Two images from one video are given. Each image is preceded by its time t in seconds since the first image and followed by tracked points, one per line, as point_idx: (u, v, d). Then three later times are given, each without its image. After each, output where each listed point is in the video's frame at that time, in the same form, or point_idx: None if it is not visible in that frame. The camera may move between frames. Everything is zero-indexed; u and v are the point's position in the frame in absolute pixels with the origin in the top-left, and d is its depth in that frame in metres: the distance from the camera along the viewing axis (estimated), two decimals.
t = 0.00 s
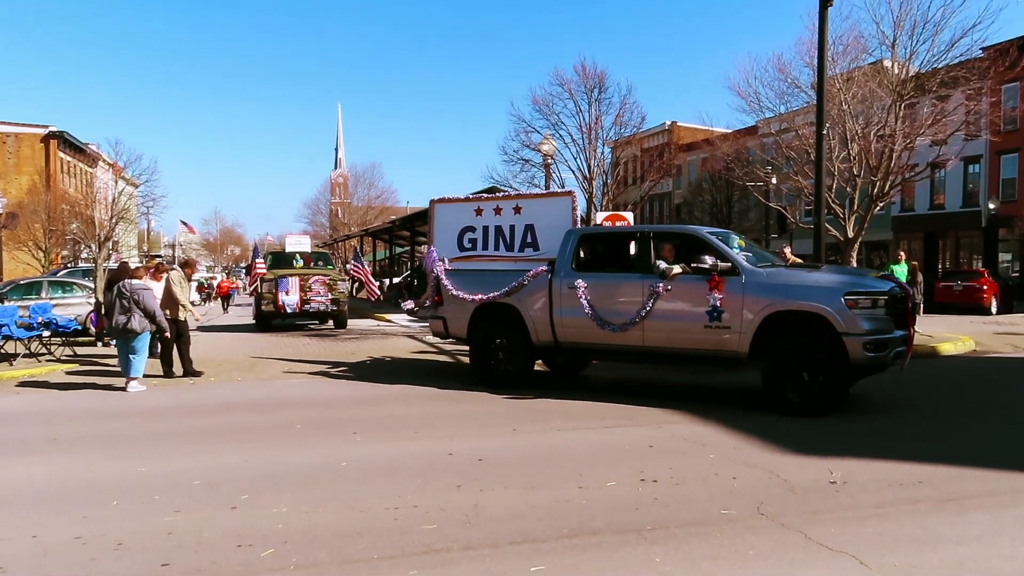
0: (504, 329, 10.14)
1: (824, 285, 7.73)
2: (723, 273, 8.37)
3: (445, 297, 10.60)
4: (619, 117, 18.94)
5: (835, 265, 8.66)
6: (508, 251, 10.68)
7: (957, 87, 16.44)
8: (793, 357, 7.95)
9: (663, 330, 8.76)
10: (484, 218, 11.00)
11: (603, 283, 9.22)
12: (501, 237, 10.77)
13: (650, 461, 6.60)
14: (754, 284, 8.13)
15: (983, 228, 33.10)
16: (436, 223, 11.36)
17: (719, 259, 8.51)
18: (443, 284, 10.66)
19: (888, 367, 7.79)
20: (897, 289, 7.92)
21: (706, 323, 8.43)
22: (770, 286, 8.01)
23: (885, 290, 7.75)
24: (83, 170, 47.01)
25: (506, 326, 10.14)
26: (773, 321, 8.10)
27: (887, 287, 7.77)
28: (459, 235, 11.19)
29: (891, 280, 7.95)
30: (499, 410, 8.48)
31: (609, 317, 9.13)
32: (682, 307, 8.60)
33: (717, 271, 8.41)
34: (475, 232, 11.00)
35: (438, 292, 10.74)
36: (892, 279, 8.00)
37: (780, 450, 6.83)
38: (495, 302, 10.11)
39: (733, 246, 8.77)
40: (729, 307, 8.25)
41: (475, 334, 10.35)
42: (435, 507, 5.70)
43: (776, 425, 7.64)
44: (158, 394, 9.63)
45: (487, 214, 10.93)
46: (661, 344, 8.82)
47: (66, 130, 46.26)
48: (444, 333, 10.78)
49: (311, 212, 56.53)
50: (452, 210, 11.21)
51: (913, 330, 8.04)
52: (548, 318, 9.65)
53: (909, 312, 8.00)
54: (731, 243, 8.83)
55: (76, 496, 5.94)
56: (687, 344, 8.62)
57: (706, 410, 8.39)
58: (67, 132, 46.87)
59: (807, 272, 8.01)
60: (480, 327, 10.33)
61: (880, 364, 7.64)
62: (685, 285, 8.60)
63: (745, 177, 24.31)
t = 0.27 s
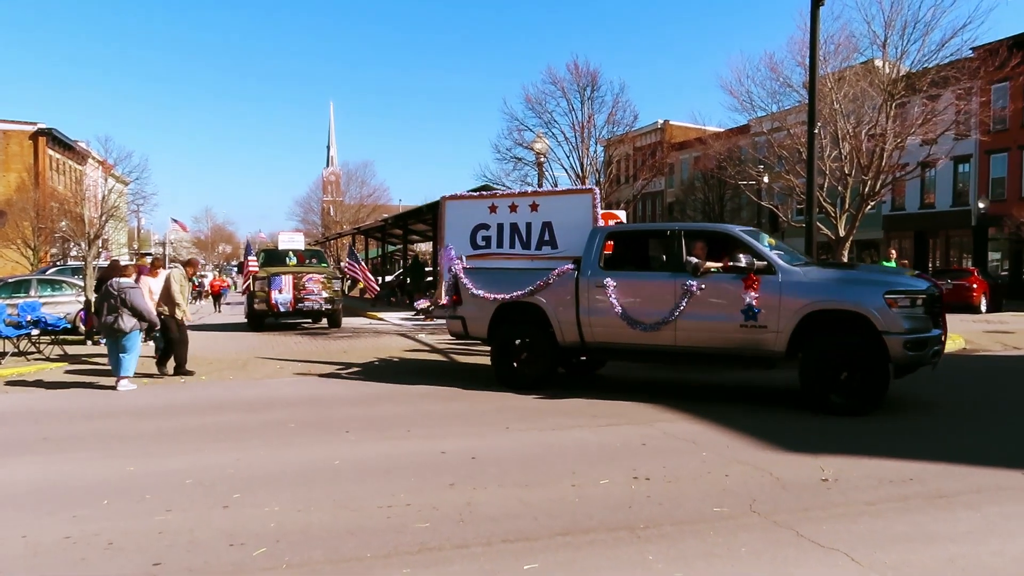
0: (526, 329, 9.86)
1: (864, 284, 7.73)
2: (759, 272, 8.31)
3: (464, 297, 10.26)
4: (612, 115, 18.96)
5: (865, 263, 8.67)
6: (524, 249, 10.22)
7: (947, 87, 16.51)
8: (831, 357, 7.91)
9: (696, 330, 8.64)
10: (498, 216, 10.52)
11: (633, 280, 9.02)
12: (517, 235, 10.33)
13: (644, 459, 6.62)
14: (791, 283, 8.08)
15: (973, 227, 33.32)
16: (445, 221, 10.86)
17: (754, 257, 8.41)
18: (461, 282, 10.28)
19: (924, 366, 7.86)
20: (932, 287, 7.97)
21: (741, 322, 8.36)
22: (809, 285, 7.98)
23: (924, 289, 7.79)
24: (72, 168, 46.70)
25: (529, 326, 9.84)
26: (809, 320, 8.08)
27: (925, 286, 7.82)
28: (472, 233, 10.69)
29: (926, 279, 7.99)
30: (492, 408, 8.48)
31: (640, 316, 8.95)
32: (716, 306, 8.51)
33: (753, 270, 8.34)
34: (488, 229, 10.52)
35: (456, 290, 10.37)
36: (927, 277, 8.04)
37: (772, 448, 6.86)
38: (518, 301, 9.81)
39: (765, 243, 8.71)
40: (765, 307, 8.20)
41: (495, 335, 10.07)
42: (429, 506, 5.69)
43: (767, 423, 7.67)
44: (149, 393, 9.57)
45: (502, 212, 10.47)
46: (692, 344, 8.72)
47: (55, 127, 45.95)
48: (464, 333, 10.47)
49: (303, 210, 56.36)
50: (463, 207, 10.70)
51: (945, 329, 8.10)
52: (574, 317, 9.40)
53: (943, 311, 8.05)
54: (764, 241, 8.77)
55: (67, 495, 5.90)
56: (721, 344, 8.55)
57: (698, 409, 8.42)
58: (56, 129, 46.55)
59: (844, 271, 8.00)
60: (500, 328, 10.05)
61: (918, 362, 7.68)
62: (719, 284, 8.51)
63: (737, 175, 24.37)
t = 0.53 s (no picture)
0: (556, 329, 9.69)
1: (906, 284, 7.72)
2: (800, 271, 8.26)
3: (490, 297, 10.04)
4: (609, 114, 18.98)
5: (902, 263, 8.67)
6: (547, 248, 10.76)
7: (943, 87, 16.57)
8: (872, 357, 7.88)
9: (736, 330, 8.55)
10: (521, 215, 11.09)
11: (669, 279, 8.89)
12: (539, 234, 10.87)
13: (641, 459, 6.63)
14: (832, 284, 8.06)
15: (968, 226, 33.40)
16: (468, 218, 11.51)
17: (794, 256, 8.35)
18: (487, 283, 10.06)
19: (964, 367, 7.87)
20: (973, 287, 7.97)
21: (782, 322, 8.31)
22: (850, 285, 7.97)
23: (966, 288, 7.79)
24: (68, 167, 46.60)
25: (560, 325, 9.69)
26: (850, 319, 8.07)
27: (967, 286, 7.81)
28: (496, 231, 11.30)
29: (966, 279, 8.00)
30: (490, 407, 8.49)
31: (676, 317, 8.82)
32: (755, 306, 8.45)
33: (794, 270, 8.29)
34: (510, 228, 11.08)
35: (481, 291, 10.15)
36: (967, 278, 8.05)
37: (769, 447, 6.88)
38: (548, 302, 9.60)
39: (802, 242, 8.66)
40: (806, 307, 8.16)
41: (524, 336, 9.88)
42: (427, 506, 5.70)
43: (764, 422, 7.70)
44: (146, 392, 9.56)
45: (524, 211, 11.06)
46: (730, 344, 8.64)
47: (50, 127, 45.86)
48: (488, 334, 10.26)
49: (300, 210, 56.35)
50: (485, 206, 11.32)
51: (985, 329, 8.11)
52: (607, 318, 9.24)
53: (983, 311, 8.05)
54: (800, 239, 8.73)
55: (64, 495, 5.90)
56: (761, 344, 8.48)
57: (694, 408, 8.43)
58: (52, 129, 46.46)
59: (884, 271, 8.00)
60: (529, 329, 9.86)
61: (961, 363, 7.68)
62: (760, 283, 8.43)
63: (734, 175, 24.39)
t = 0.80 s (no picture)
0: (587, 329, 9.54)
1: (950, 284, 7.72)
2: (842, 271, 8.24)
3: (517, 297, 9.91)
4: (607, 115, 18.99)
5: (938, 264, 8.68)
6: (571, 247, 10.76)
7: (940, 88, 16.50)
8: (915, 357, 7.87)
9: (776, 330, 8.49)
10: (543, 214, 11.01)
11: (706, 280, 8.79)
12: (563, 233, 10.85)
13: (640, 458, 6.63)
14: (875, 283, 8.04)
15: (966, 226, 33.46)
16: (486, 216, 11.34)
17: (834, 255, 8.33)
18: (514, 282, 9.93)
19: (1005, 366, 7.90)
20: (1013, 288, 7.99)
21: (824, 322, 8.27)
22: (893, 285, 7.95)
23: (1008, 289, 7.80)
24: (66, 167, 46.54)
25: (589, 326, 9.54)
26: (892, 320, 8.07)
27: (1009, 286, 7.83)
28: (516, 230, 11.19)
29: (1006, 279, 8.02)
30: (489, 407, 8.49)
31: (714, 317, 8.73)
32: (795, 306, 8.41)
33: (835, 270, 8.28)
34: (531, 227, 10.99)
35: (509, 291, 10.03)
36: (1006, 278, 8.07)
37: (767, 447, 6.89)
38: (579, 303, 9.48)
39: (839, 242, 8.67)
40: (849, 307, 8.13)
41: (554, 337, 9.70)
42: (425, 506, 5.69)
43: (762, 422, 7.71)
44: (144, 393, 9.55)
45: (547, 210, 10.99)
46: (769, 344, 8.57)
47: (47, 127, 45.79)
48: (516, 336, 10.14)
49: (298, 210, 56.32)
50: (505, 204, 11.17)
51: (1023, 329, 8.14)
52: (641, 318, 9.13)
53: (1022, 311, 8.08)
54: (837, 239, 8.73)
55: (62, 495, 5.89)
56: (802, 343, 8.42)
57: (692, 408, 8.44)
58: (49, 129, 46.38)
59: (926, 271, 8.00)
60: (559, 330, 9.70)
61: (1004, 363, 7.70)
62: (800, 284, 8.40)
63: (732, 175, 24.41)
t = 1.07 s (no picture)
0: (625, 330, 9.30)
1: (995, 284, 7.73)
2: (884, 272, 8.23)
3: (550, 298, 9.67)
4: (606, 114, 19.01)
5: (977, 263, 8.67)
6: (597, 247, 10.77)
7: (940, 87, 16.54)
8: (960, 359, 7.89)
9: (818, 331, 8.47)
10: (567, 214, 10.98)
11: (745, 280, 8.73)
12: (588, 232, 10.83)
13: (640, 458, 6.63)
14: (919, 283, 8.05)
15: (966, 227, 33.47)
16: (511, 215, 11.34)
17: (877, 256, 8.29)
18: (545, 282, 9.66)
19: None
20: None
21: (867, 323, 8.26)
22: (938, 285, 7.96)
23: None
24: (66, 168, 46.52)
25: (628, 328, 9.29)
26: (936, 320, 8.08)
27: None
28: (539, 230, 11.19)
29: None
30: (489, 407, 8.50)
31: (755, 318, 8.68)
32: (838, 306, 8.40)
33: (877, 270, 8.27)
34: (556, 226, 10.96)
35: (540, 292, 9.76)
36: None
37: (767, 447, 6.89)
38: (614, 304, 9.31)
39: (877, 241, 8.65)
40: (893, 308, 8.13)
41: (588, 338, 9.51)
42: (425, 506, 5.69)
43: (761, 422, 7.71)
44: (144, 393, 9.55)
45: (571, 210, 10.97)
46: (812, 345, 8.52)
47: (47, 127, 45.80)
48: (545, 338, 9.84)
49: (298, 210, 56.31)
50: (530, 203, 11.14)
51: None
52: (679, 319, 9.00)
53: None
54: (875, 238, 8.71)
55: (63, 495, 5.90)
56: (844, 345, 8.40)
57: (691, 408, 8.44)
58: (49, 129, 46.39)
59: (969, 271, 8.01)
60: (593, 332, 9.50)
61: None
62: (842, 284, 8.38)
63: (732, 175, 24.41)
